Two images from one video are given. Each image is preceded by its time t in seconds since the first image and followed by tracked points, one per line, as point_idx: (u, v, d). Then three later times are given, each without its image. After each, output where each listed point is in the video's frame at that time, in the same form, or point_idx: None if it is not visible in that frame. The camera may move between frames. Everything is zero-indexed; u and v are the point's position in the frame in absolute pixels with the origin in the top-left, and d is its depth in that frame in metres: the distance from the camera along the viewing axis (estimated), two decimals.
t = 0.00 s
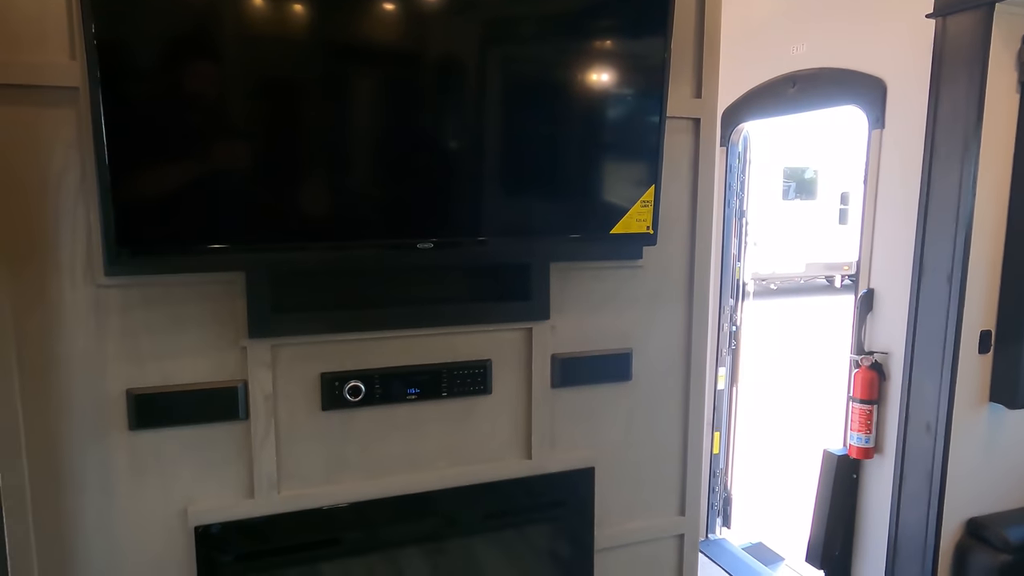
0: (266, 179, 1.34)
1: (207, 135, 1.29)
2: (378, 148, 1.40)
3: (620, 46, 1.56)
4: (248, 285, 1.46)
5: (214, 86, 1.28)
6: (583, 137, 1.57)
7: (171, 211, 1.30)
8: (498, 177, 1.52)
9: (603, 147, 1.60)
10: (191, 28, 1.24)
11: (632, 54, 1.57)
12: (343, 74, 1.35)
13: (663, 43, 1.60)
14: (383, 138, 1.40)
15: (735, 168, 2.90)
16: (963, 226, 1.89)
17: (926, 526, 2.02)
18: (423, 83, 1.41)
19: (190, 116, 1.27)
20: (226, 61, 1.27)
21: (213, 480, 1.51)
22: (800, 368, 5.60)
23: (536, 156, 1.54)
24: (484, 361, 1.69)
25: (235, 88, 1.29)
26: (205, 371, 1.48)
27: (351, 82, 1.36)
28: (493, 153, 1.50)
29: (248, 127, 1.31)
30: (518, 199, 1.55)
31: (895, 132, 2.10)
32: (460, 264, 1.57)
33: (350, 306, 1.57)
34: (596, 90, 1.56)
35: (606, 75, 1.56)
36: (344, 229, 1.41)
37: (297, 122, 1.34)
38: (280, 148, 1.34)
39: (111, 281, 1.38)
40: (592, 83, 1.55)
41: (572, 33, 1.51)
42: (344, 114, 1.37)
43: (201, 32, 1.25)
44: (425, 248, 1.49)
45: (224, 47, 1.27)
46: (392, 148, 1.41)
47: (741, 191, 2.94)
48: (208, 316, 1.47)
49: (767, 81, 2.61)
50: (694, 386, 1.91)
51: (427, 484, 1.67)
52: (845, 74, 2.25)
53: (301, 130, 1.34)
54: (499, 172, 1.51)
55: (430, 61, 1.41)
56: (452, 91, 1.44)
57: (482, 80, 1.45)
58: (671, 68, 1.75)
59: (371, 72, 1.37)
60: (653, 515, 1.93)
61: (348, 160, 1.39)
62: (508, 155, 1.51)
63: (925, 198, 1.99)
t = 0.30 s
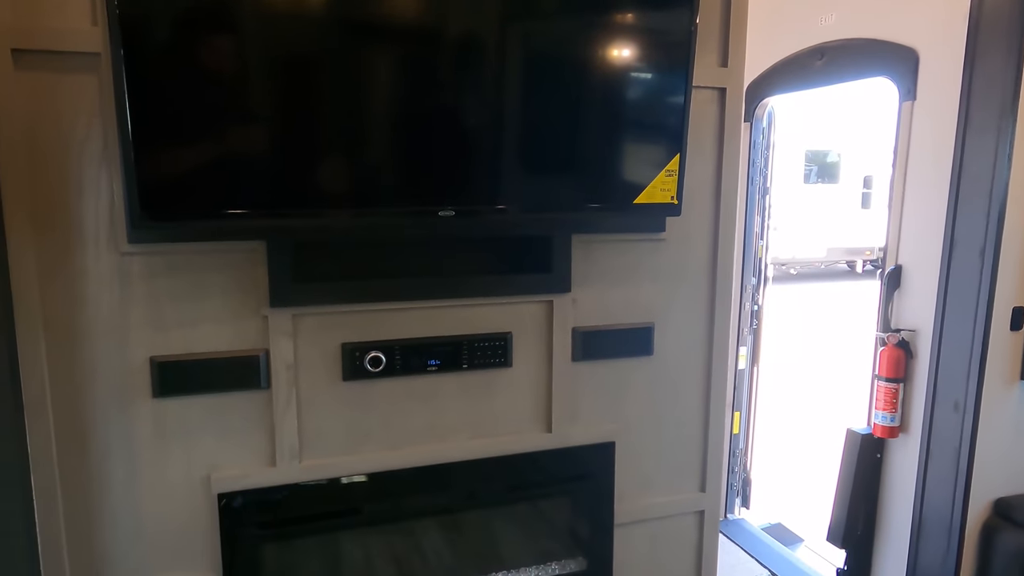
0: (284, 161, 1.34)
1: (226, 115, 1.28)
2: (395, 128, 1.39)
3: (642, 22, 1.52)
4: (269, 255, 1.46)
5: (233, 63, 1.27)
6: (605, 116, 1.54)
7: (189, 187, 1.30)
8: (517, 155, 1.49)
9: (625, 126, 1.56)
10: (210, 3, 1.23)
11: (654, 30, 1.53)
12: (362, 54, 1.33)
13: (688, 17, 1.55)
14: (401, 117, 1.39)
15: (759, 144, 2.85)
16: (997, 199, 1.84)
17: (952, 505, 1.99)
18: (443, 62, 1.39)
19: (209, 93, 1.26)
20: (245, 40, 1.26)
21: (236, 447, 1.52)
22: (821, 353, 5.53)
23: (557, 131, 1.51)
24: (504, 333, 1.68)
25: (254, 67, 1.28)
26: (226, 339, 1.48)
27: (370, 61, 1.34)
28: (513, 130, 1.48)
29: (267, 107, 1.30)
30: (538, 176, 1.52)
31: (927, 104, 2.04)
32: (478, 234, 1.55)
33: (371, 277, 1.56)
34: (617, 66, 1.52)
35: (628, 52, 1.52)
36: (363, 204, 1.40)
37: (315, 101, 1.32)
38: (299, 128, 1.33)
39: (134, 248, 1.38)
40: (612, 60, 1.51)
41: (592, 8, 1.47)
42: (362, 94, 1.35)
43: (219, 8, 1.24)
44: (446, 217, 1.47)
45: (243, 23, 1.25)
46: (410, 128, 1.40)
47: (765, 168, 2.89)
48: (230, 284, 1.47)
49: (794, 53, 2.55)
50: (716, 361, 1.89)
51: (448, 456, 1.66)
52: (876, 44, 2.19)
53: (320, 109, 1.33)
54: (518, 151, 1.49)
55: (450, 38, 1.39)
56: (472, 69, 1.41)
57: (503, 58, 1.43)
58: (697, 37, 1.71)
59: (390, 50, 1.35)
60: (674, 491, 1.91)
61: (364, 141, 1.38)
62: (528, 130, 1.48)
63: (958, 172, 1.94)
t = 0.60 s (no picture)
0: (288, 144, 1.32)
1: (229, 96, 1.26)
2: (399, 110, 1.37)
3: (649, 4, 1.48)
4: (276, 229, 1.45)
5: (236, 43, 1.25)
6: (612, 99, 1.52)
7: (193, 166, 1.28)
8: (523, 139, 1.48)
9: (631, 109, 1.54)
10: None
11: (662, 13, 1.50)
12: (367, 36, 1.31)
13: None
14: (405, 100, 1.37)
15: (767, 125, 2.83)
16: (1010, 176, 1.81)
17: (960, 485, 1.99)
18: (448, 45, 1.37)
19: (212, 72, 1.24)
20: (248, 21, 1.24)
21: (244, 424, 1.51)
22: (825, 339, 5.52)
23: (565, 109, 1.49)
24: (512, 311, 1.66)
25: (258, 50, 1.26)
26: (233, 315, 1.47)
27: (375, 44, 1.32)
28: (519, 113, 1.46)
29: (270, 89, 1.28)
30: (545, 158, 1.51)
31: (939, 81, 2.02)
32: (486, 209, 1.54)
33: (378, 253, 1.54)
34: (622, 49, 1.49)
35: (633, 34, 1.49)
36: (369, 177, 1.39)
37: (320, 83, 1.31)
38: (302, 110, 1.31)
39: (140, 222, 1.37)
40: (618, 42, 1.49)
41: None
42: (368, 76, 1.33)
43: None
44: (455, 189, 1.45)
45: (247, 3, 1.23)
46: (415, 110, 1.38)
47: (772, 149, 2.87)
48: (236, 260, 1.46)
49: (804, 32, 2.52)
50: (724, 340, 1.87)
51: (455, 434, 1.66)
52: (887, 22, 2.16)
53: (325, 91, 1.31)
54: (523, 134, 1.47)
55: (454, 20, 1.36)
56: (477, 51, 1.39)
57: (509, 41, 1.41)
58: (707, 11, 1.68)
59: (394, 34, 1.33)
60: (681, 470, 1.91)
61: (369, 124, 1.36)
62: (534, 110, 1.46)
63: (970, 151, 1.92)
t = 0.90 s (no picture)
0: (261, 128, 1.28)
1: (196, 75, 1.21)
2: (375, 90, 1.33)
3: None
4: (248, 203, 1.40)
5: (204, 24, 1.20)
6: (590, 81, 1.49)
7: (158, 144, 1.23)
8: (501, 122, 1.44)
9: (606, 98, 1.52)
10: None
11: None
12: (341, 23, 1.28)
13: None
14: (380, 82, 1.33)
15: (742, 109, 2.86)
16: (981, 154, 1.85)
17: (932, 458, 2.02)
18: (424, 27, 1.33)
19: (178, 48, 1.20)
20: (215, 2, 1.20)
21: (216, 404, 1.47)
22: (796, 327, 5.61)
23: (544, 83, 1.46)
24: (492, 289, 1.64)
25: (229, 35, 1.22)
26: (204, 293, 1.42)
27: (346, 30, 1.28)
28: (496, 95, 1.42)
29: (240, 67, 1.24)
30: (524, 141, 1.47)
31: (910, 61, 2.05)
32: (465, 182, 1.52)
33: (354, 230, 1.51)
34: (598, 35, 1.47)
35: (609, 20, 1.47)
36: (341, 144, 1.34)
37: (291, 67, 1.27)
38: (275, 93, 1.27)
39: (104, 195, 1.32)
40: (594, 28, 1.46)
41: None
42: (343, 57, 1.30)
43: None
44: (433, 160, 1.41)
45: None
46: (391, 92, 1.34)
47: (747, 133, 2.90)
48: (207, 235, 1.41)
49: (779, 14, 2.54)
50: (704, 318, 1.88)
51: (434, 413, 1.63)
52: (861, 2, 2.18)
53: (296, 74, 1.27)
54: (501, 118, 1.44)
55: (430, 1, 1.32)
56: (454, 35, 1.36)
57: (487, 25, 1.37)
58: None
59: (367, 20, 1.29)
60: (661, 449, 1.91)
61: (343, 104, 1.32)
62: (511, 88, 1.43)
63: (941, 131, 1.94)
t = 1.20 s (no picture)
0: (180, 117, 1.23)
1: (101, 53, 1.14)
2: (298, 76, 1.29)
3: None
4: (163, 191, 1.34)
5: None
6: (516, 68, 1.50)
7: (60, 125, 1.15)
8: (430, 109, 1.43)
9: (533, 85, 1.53)
10: None
11: None
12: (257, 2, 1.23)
13: None
14: (301, 65, 1.29)
15: (664, 99, 2.93)
16: (881, 144, 1.97)
17: (842, 430, 2.15)
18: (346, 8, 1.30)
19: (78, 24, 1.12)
20: None
21: (133, 403, 1.40)
22: (719, 313, 5.83)
23: (470, 71, 1.45)
24: (422, 278, 1.63)
25: (131, 12, 1.15)
26: (116, 287, 1.35)
27: (264, 10, 1.24)
28: (421, 81, 1.41)
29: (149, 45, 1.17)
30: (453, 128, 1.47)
31: (819, 55, 2.16)
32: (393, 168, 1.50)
33: (278, 219, 1.47)
34: (524, 25, 1.47)
35: (533, 11, 1.47)
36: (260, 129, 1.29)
37: (205, 48, 1.21)
38: (191, 80, 1.22)
39: (2, 183, 1.23)
40: (520, 17, 1.47)
41: None
42: (259, 41, 1.25)
43: None
44: (360, 147, 1.38)
45: None
46: (317, 81, 1.31)
47: (669, 123, 2.98)
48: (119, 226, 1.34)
49: (697, 7, 2.62)
50: (631, 303, 1.93)
51: (366, 405, 1.61)
52: None
53: (211, 55, 1.22)
54: (429, 105, 1.43)
55: None
56: (377, 18, 1.33)
57: (410, 10, 1.36)
58: None
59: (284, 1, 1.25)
60: (592, 432, 1.96)
61: (265, 90, 1.28)
62: (437, 74, 1.42)
63: (847, 121, 2.06)
